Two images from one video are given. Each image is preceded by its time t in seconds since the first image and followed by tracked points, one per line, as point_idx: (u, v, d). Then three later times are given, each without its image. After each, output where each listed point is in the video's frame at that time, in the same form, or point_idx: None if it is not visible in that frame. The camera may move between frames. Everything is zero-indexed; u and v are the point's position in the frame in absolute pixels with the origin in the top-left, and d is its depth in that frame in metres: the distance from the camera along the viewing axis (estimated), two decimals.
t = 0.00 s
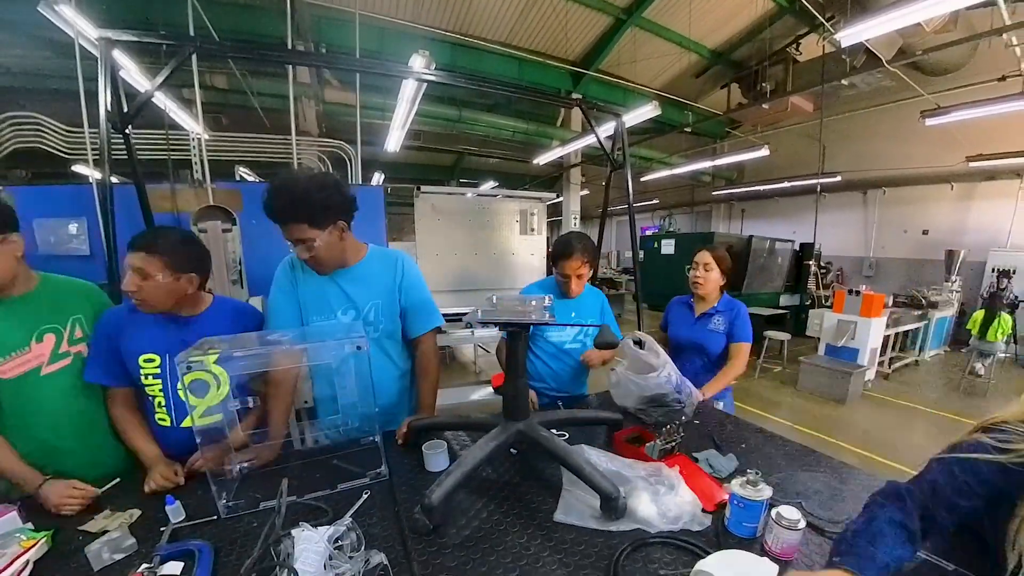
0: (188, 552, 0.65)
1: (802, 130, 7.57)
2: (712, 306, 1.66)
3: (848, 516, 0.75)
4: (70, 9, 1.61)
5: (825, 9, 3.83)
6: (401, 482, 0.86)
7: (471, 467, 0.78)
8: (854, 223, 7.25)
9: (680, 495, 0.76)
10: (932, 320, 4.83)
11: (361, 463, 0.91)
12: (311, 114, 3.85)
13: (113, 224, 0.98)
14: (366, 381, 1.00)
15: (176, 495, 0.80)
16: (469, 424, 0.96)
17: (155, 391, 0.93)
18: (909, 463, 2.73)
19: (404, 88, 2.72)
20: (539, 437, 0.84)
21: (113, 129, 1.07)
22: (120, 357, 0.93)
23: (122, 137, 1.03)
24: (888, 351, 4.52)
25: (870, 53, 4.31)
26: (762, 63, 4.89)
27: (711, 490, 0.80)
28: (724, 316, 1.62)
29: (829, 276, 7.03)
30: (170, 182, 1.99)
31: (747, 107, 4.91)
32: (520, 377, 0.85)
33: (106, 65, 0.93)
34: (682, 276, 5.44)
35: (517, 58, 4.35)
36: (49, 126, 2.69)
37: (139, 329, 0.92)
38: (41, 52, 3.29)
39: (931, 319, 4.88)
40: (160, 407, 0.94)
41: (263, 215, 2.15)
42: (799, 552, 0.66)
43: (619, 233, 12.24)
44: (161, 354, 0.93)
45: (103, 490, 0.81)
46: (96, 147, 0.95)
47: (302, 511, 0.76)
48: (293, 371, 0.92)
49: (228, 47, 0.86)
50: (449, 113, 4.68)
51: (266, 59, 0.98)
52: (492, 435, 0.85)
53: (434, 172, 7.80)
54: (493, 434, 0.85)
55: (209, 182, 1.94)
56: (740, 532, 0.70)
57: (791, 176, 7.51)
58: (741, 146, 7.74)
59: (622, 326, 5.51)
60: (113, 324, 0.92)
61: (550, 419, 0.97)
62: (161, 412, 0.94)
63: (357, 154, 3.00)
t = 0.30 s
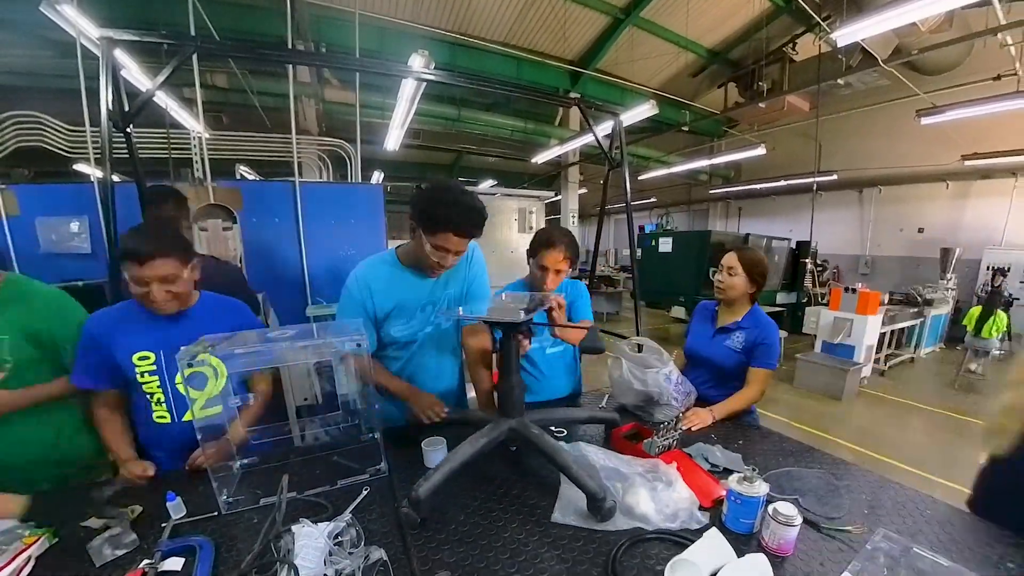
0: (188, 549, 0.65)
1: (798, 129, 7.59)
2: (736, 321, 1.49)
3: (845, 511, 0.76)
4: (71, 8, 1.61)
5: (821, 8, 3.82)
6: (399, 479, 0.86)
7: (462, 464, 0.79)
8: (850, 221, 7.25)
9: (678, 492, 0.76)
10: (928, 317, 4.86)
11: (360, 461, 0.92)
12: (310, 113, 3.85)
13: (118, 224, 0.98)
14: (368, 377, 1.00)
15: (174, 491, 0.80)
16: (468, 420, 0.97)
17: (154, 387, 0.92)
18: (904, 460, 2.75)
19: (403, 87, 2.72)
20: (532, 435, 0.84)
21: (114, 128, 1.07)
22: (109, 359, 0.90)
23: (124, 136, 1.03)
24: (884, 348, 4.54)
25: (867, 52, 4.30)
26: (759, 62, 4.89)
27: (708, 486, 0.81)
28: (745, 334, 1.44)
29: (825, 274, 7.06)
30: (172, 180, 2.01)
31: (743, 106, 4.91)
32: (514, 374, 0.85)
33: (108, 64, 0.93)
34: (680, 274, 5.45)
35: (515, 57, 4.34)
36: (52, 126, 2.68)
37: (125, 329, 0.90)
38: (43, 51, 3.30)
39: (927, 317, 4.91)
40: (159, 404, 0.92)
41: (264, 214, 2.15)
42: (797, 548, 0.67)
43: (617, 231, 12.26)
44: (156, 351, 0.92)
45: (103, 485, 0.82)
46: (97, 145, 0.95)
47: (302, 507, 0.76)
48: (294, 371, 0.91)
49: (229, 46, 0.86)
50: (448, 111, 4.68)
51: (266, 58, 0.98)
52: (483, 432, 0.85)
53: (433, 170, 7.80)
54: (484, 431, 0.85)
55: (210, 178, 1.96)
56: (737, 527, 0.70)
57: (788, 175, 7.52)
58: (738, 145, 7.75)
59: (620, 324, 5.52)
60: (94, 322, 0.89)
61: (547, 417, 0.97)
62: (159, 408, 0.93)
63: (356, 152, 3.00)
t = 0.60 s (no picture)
0: (189, 544, 0.66)
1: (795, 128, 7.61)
2: (734, 316, 1.52)
3: (841, 508, 0.77)
4: (73, 8, 1.61)
5: (818, 7, 3.80)
6: (400, 476, 0.87)
7: (461, 460, 0.80)
8: (846, 219, 7.27)
9: (675, 488, 0.77)
10: (923, 314, 4.89)
11: (360, 457, 0.92)
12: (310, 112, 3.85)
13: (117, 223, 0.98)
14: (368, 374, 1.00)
15: (177, 487, 0.81)
16: (468, 415, 0.98)
17: (127, 415, 0.85)
18: (898, 456, 2.78)
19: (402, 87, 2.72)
20: (531, 432, 0.85)
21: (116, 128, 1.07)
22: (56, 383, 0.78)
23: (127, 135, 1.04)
24: (880, 345, 4.56)
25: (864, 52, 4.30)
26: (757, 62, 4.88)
27: (705, 483, 0.82)
28: (743, 327, 1.49)
29: (821, 272, 7.09)
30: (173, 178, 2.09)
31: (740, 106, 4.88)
32: (513, 371, 0.86)
33: (110, 64, 0.93)
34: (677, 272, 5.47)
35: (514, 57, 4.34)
36: (54, 124, 2.68)
37: (78, 356, 0.79)
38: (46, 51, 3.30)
39: (923, 314, 4.94)
40: (133, 429, 0.85)
41: (265, 212, 2.15)
42: (793, 544, 0.67)
43: (615, 229, 12.29)
44: (129, 375, 0.84)
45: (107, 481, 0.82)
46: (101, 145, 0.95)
47: (304, 504, 0.76)
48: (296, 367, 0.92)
49: (231, 46, 0.85)
50: (448, 110, 4.68)
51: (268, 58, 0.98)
52: (482, 429, 0.86)
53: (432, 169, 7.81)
54: (483, 428, 0.86)
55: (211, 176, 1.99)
56: (733, 523, 0.71)
57: (785, 173, 7.54)
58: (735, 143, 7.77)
59: (618, 321, 5.54)
60: (37, 347, 0.76)
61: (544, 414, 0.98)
62: (132, 435, 0.86)
63: (356, 151, 3.00)
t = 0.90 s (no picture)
0: (191, 540, 0.66)
1: (791, 127, 7.61)
2: (732, 314, 1.50)
3: (836, 504, 0.78)
4: (75, 7, 1.61)
5: (814, 7, 3.79)
6: (400, 472, 0.87)
7: (459, 457, 0.80)
8: (842, 217, 7.29)
9: (673, 484, 0.78)
10: (919, 312, 4.91)
11: (360, 453, 0.93)
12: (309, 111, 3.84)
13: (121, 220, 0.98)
14: (368, 372, 1.00)
15: (180, 483, 0.82)
16: (467, 412, 0.99)
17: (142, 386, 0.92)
18: (894, 453, 2.80)
19: (402, 86, 2.71)
20: (528, 428, 0.86)
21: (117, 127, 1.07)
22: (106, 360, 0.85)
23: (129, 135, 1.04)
24: (876, 343, 4.58)
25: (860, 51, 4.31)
26: (753, 61, 4.89)
27: (703, 480, 0.82)
28: (741, 328, 1.46)
29: (818, 270, 7.10)
30: (173, 177, 2.07)
31: (737, 105, 4.85)
32: (511, 368, 0.87)
33: (110, 65, 0.92)
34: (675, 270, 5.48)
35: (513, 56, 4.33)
36: (56, 123, 2.68)
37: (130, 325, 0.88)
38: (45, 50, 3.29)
39: (919, 312, 4.96)
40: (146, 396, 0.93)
41: (265, 210, 2.15)
42: (788, 540, 0.68)
43: (613, 227, 12.30)
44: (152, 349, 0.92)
45: (111, 476, 0.83)
46: (101, 144, 0.95)
47: (305, 500, 0.77)
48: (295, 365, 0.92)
49: (231, 46, 0.85)
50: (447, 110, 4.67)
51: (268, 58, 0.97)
52: (481, 426, 0.87)
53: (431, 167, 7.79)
54: (482, 426, 0.87)
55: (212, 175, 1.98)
56: (731, 519, 0.72)
57: (781, 172, 7.54)
58: (733, 143, 7.78)
59: (617, 319, 5.55)
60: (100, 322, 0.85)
61: (540, 411, 0.99)
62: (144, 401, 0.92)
63: (356, 150, 3.00)
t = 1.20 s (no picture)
0: (193, 535, 0.67)
1: (788, 126, 7.62)
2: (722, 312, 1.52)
3: (832, 500, 0.78)
4: (77, 7, 1.61)
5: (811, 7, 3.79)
6: (399, 469, 0.88)
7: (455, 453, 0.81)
8: (839, 215, 7.30)
9: (670, 480, 0.79)
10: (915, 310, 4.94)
11: (360, 449, 0.94)
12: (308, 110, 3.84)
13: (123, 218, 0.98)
14: (366, 369, 1.01)
15: (181, 479, 0.82)
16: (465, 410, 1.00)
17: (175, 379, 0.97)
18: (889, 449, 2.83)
19: (401, 86, 2.71)
20: (520, 426, 0.87)
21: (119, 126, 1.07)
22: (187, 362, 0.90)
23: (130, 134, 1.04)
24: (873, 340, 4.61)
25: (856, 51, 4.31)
26: (750, 61, 4.90)
27: (700, 475, 0.83)
28: (733, 323, 1.47)
29: (814, 268, 7.11)
30: (174, 175, 2.07)
31: (735, 104, 4.85)
32: (504, 365, 0.88)
33: (111, 64, 0.93)
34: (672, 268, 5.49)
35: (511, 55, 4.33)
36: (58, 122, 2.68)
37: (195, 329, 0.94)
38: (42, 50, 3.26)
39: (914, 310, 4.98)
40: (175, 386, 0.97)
41: (265, 208, 2.15)
42: (786, 535, 0.69)
43: (610, 226, 12.30)
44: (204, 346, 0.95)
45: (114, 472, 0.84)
46: (102, 143, 0.95)
47: (305, 496, 0.78)
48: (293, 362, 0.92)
49: (232, 45, 0.85)
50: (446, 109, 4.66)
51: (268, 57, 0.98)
52: (473, 423, 0.87)
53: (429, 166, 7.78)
54: (474, 423, 0.88)
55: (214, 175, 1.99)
56: (728, 515, 0.73)
57: (777, 170, 7.54)
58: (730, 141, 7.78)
59: (615, 317, 5.57)
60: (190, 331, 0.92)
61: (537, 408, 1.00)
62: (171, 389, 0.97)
63: (356, 149, 3.00)
